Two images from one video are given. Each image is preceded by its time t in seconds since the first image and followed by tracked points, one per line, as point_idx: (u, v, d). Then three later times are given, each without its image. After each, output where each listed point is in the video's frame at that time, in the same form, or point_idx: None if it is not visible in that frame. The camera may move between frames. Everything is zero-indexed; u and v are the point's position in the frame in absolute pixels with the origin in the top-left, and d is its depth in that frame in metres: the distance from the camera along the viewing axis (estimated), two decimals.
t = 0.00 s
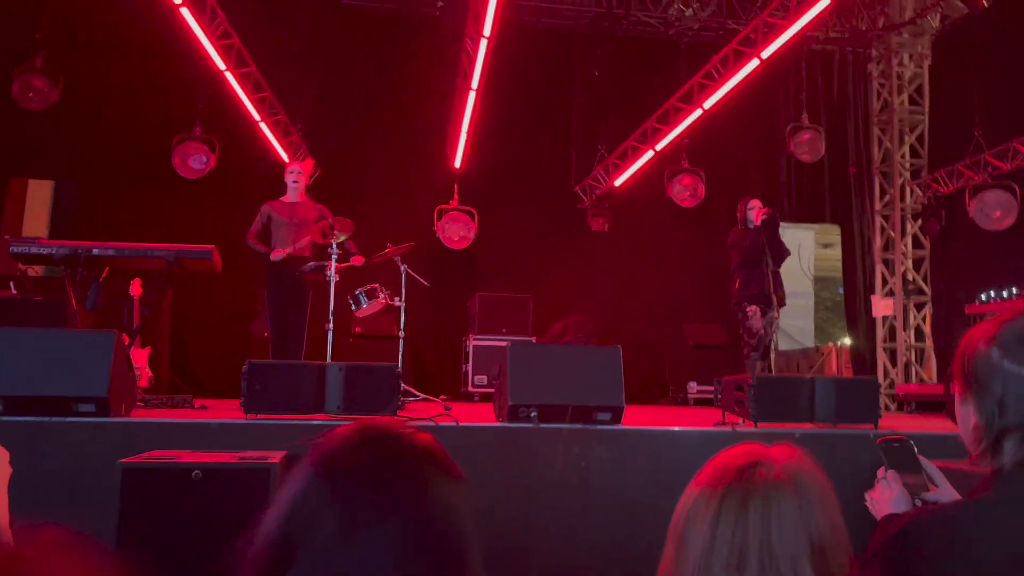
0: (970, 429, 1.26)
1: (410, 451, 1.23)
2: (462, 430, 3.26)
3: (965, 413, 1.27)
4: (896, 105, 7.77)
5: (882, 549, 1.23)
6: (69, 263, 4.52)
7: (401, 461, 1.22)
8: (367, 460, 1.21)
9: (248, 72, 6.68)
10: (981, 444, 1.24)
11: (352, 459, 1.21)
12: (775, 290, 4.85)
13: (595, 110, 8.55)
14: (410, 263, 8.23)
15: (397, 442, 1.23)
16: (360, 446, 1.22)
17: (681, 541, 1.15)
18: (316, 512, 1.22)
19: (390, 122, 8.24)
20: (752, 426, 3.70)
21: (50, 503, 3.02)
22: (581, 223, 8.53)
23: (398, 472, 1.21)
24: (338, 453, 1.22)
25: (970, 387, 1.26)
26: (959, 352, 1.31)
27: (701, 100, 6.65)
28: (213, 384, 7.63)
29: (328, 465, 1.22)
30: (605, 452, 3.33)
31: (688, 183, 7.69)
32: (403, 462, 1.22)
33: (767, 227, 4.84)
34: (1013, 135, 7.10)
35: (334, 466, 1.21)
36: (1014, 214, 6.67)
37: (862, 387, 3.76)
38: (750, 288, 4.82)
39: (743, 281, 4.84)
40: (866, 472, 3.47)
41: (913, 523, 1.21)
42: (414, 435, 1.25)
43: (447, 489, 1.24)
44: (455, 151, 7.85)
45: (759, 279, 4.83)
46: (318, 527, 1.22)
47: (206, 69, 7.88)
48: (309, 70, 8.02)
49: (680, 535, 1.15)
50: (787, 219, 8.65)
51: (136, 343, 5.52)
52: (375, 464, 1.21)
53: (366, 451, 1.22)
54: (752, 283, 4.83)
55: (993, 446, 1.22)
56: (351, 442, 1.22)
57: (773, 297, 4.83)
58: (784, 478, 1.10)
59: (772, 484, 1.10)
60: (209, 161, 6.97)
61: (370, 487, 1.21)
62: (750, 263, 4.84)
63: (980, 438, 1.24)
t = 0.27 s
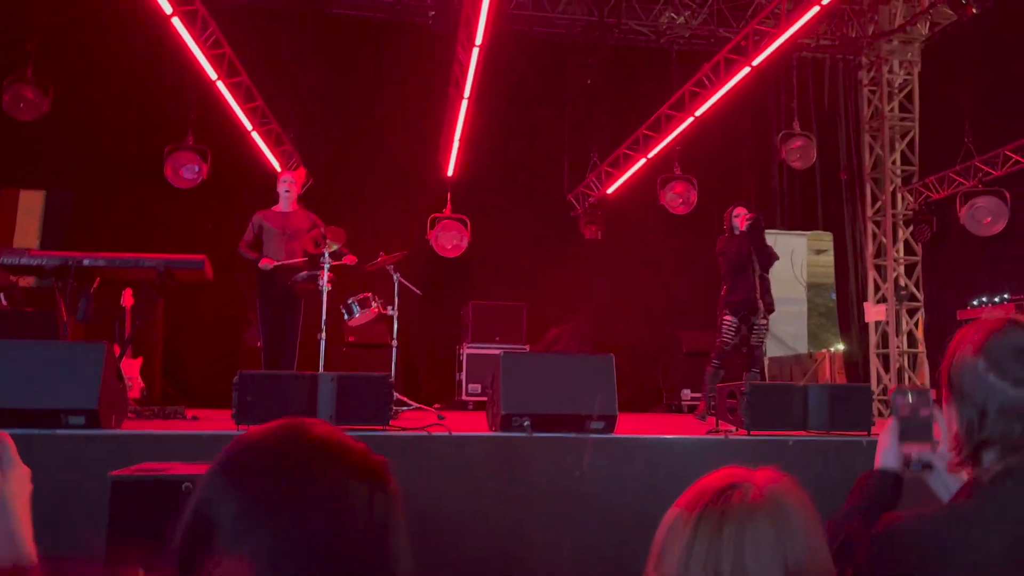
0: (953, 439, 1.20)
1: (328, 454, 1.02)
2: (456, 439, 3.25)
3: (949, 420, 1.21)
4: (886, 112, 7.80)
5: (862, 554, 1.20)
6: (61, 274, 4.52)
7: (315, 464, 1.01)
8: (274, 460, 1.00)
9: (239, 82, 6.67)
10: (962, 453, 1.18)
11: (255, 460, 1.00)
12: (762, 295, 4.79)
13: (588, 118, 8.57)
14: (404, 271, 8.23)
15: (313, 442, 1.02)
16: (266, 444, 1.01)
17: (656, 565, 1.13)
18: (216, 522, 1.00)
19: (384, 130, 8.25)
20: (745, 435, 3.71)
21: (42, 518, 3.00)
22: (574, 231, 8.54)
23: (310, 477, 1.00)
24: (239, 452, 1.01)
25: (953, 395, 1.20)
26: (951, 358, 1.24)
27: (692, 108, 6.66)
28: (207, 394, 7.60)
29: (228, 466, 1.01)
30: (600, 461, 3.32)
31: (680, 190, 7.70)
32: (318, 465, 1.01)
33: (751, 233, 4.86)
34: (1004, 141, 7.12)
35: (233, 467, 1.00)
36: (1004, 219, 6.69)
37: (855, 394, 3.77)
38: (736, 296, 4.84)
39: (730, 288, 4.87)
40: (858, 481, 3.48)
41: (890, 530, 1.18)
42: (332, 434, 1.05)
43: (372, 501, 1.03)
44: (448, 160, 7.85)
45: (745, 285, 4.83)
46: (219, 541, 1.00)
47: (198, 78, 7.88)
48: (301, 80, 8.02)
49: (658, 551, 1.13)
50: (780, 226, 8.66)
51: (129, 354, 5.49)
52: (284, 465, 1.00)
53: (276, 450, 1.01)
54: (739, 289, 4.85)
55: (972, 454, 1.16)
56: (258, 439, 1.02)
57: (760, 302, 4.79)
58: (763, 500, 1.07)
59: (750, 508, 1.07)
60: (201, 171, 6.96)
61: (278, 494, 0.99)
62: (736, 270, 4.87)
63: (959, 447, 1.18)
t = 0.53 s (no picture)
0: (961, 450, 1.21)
1: (337, 471, 0.98)
2: (455, 446, 3.24)
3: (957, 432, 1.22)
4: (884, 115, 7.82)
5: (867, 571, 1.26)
6: (61, 282, 4.51)
7: (321, 482, 0.96)
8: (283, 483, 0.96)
9: (238, 88, 6.67)
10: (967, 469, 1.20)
11: (262, 483, 0.96)
12: (751, 299, 4.76)
13: (587, 123, 8.58)
14: (402, 277, 8.23)
15: (321, 460, 0.98)
16: (272, 467, 0.97)
17: None
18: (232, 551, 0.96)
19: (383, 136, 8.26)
20: (745, 439, 3.69)
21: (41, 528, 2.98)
22: (573, 236, 8.54)
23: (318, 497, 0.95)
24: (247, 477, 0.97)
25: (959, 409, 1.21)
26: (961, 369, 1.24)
27: (691, 113, 6.66)
28: (206, 401, 7.59)
29: (238, 494, 0.97)
30: (601, 468, 3.31)
31: (679, 195, 7.71)
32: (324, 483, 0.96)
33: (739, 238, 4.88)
34: (1002, 144, 7.13)
35: (242, 493, 0.96)
36: (1003, 222, 6.69)
37: (854, 399, 3.77)
38: (724, 301, 4.84)
39: (718, 292, 4.89)
40: (859, 487, 3.46)
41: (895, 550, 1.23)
42: (339, 452, 1.01)
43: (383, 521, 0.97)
44: (446, 165, 7.85)
45: (733, 290, 4.83)
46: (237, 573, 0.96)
47: (196, 85, 7.88)
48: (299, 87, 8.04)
49: (643, 570, 1.02)
50: (779, 230, 8.66)
51: (128, 362, 5.48)
52: (294, 487, 0.96)
53: (285, 472, 0.97)
54: (727, 294, 4.85)
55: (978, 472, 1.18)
56: (267, 463, 0.98)
57: (749, 306, 4.76)
58: (752, 511, 0.96)
59: (737, 519, 0.97)
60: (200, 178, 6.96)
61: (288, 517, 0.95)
62: (725, 274, 4.88)
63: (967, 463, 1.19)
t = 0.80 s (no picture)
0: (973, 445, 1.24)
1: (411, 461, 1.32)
2: (456, 447, 3.25)
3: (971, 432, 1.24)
4: (886, 115, 7.88)
5: None
6: (66, 285, 4.53)
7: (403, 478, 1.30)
8: (378, 484, 1.30)
9: (240, 92, 6.68)
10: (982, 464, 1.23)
11: (355, 475, 1.30)
12: (741, 300, 4.78)
13: (589, 124, 8.58)
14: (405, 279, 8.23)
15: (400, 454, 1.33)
16: (366, 468, 1.30)
17: None
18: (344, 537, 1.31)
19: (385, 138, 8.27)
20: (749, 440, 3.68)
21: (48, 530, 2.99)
22: (575, 237, 8.55)
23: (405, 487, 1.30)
24: (344, 474, 1.31)
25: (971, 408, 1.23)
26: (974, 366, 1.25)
27: (692, 114, 6.67)
28: (209, 403, 7.59)
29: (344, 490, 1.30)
30: (604, 467, 3.33)
31: (681, 196, 7.72)
32: (406, 479, 1.30)
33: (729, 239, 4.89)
34: (1003, 144, 7.13)
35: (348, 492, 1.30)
36: (1005, 222, 6.70)
37: (859, 399, 3.78)
38: (714, 302, 4.85)
39: (709, 293, 4.90)
40: (863, 485, 3.47)
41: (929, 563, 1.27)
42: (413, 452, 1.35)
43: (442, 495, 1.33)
44: (449, 167, 7.87)
45: (725, 291, 4.84)
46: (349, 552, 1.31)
47: (198, 87, 7.91)
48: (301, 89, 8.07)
49: None
50: (781, 230, 8.66)
51: (132, 365, 5.48)
52: (386, 483, 1.30)
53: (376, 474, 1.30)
54: (718, 295, 4.86)
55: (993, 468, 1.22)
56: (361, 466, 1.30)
57: (738, 307, 4.79)
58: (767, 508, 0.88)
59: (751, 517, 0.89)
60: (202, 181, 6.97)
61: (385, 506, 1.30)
62: (715, 275, 4.89)
63: (980, 462, 1.23)
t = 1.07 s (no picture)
0: (971, 452, 0.98)
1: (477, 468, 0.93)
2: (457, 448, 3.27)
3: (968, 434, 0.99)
4: (887, 115, 7.88)
5: None
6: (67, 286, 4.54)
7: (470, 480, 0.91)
8: (442, 486, 0.90)
9: (241, 93, 6.69)
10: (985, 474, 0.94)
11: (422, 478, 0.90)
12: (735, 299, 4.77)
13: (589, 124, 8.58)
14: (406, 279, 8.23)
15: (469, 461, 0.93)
16: (424, 467, 0.90)
17: None
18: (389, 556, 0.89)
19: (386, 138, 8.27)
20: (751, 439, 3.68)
21: (51, 531, 3.00)
22: (576, 237, 8.54)
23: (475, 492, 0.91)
24: (404, 477, 0.90)
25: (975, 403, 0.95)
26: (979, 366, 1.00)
27: (693, 114, 6.67)
28: (211, 404, 7.60)
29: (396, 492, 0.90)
30: (604, 467, 3.33)
31: (682, 196, 7.72)
32: (478, 485, 0.92)
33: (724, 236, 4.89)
34: (1004, 143, 7.13)
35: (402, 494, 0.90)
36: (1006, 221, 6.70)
37: (860, 398, 3.77)
38: (709, 301, 4.83)
39: (703, 291, 4.89)
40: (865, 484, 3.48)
41: None
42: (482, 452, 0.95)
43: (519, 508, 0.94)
44: (449, 167, 7.87)
45: (720, 290, 4.83)
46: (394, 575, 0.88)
47: (199, 88, 7.92)
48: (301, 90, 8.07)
49: None
50: (782, 229, 8.65)
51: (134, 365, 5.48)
52: (452, 485, 0.91)
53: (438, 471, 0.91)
54: (713, 293, 4.84)
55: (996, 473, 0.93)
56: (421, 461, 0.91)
57: (733, 306, 4.77)
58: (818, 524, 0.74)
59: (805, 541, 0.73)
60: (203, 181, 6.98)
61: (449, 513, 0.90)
62: (709, 274, 4.88)
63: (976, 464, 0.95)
